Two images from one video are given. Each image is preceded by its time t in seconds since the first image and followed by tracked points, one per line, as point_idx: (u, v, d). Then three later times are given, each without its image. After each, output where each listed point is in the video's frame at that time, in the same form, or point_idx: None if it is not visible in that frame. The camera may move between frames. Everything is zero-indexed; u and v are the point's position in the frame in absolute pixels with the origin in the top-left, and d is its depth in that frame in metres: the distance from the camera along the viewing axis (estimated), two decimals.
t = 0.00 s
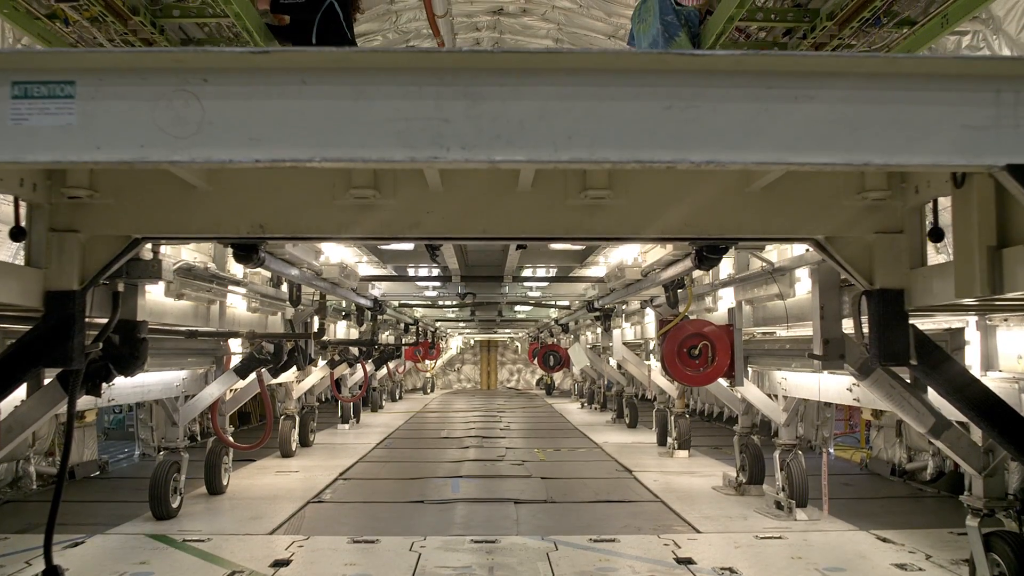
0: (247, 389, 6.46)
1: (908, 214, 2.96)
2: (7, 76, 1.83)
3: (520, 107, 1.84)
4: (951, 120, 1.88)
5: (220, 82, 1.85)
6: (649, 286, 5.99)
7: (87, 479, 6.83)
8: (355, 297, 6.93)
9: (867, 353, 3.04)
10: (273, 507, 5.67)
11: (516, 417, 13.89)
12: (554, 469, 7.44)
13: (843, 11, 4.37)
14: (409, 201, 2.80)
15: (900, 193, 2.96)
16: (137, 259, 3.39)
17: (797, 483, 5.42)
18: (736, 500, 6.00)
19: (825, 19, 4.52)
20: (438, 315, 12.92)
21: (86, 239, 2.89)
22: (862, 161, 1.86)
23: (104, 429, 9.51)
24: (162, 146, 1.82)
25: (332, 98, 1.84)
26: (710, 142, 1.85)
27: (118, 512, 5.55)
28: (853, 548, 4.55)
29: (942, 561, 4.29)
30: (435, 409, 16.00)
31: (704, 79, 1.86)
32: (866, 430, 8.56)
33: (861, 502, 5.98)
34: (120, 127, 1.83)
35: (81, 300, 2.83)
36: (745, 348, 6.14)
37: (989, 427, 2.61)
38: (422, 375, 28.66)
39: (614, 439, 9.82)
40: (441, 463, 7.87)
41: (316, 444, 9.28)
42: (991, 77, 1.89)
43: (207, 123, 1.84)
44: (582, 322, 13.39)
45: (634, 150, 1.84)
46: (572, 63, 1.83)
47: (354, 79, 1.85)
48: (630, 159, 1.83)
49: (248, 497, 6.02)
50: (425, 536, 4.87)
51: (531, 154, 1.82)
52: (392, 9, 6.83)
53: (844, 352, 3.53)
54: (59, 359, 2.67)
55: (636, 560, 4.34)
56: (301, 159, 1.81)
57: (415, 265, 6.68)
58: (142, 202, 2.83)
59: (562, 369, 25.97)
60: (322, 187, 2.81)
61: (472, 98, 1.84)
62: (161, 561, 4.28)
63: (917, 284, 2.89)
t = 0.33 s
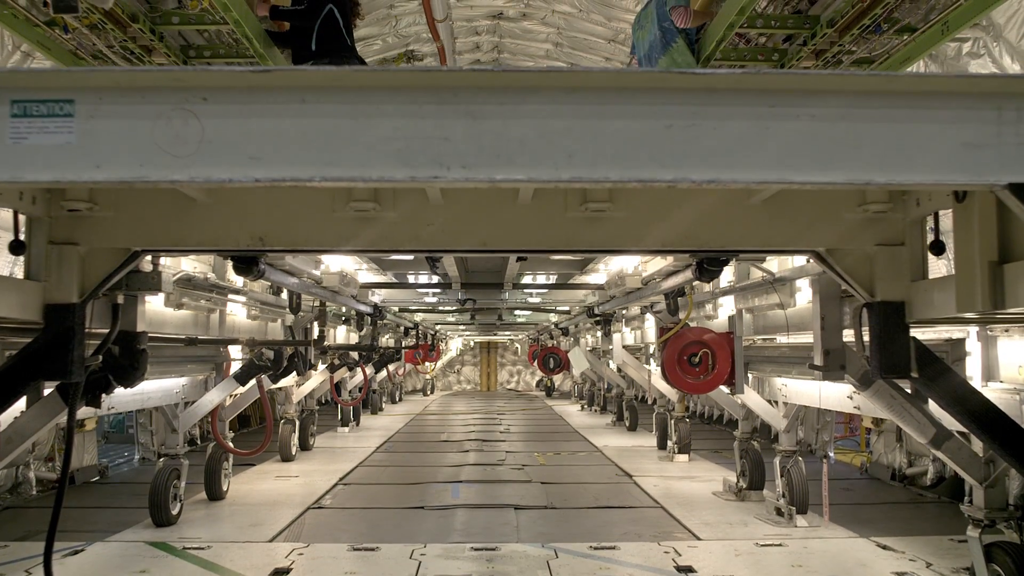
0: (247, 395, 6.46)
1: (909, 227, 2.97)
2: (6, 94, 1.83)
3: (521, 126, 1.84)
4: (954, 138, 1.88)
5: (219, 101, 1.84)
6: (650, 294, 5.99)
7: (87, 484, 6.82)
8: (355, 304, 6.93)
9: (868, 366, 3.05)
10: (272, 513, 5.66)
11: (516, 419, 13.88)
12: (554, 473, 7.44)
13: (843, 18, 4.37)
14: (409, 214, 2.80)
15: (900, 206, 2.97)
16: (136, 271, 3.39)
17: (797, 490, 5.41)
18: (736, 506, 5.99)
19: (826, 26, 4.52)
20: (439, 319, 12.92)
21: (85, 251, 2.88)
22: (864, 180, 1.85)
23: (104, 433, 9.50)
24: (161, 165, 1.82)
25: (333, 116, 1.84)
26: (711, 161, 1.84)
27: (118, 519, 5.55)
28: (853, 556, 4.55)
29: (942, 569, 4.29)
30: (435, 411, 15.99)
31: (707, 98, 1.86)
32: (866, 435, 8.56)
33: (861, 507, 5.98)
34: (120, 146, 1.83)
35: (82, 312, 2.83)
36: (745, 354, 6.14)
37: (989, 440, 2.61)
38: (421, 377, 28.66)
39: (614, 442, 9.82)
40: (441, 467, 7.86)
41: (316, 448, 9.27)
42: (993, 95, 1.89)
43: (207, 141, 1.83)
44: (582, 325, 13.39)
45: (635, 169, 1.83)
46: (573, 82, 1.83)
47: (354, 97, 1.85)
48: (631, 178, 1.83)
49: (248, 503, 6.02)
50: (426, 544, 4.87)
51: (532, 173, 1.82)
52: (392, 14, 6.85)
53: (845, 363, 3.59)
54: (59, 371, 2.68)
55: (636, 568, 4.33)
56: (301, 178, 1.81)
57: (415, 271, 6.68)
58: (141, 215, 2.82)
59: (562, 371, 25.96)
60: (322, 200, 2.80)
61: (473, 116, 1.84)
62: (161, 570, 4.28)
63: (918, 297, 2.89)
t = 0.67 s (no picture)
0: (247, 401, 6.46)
1: (910, 240, 2.97)
2: (5, 113, 1.83)
3: (520, 144, 1.83)
4: (955, 156, 1.88)
5: (218, 119, 1.84)
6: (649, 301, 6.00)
7: (86, 490, 6.81)
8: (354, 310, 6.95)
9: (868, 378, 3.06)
10: (272, 519, 5.65)
11: (516, 422, 13.88)
12: (554, 478, 7.44)
13: (844, 25, 4.37)
14: (409, 226, 2.79)
15: (901, 219, 2.97)
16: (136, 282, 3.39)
17: (797, 496, 5.41)
18: (736, 512, 6.00)
19: (826, 33, 4.51)
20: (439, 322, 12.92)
21: (84, 263, 2.88)
22: (865, 199, 1.85)
23: (104, 437, 9.49)
24: (161, 185, 1.82)
25: (332, 135, 1.83)
26: (712, 180, 1.84)
27: (117, 525, 5.54)
28: (853, 564, 4.55)
29: None
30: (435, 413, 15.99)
31: (707, 116, 1.85)
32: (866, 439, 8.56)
33: (860, 513, 5.98)
34: (118, 166, 1.82)
35: (81, 326, 2.84)
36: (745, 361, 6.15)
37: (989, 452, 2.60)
38: (421, 379, 28.66)
39: (614, 446, 9.81)
40: (441, 472, 7.86)
41: (316, 452, 9.27)
42: (995, 113, 1.88)
43: (206, 160, 1.83)
44: (582, 329, 13.40)
45: (635, 188, 1.83)
46: (573, 100, 1.82)
47: (353, 115, 1.84)
48: (631, 198, 1.82)
49: (248, 509, 6.02)
50: (425, 551, 4.86)
51: (533, 193, 1.82)
52: (392, 18, 6.85)
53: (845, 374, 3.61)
54: (59, 385, 2.69)
55: None
56: (300, 198, 1.80)
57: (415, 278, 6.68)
58: (140, 227, 2.81)
59: (561, 373, 25.94)
60: (322, 212, 2.80)
61: (473, 135, 1.83)
62: None
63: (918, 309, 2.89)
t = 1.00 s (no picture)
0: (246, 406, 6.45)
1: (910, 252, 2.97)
2: (4, 131, 1.83)
3: (519, 163, 1.83)
4: (955, 175, 1.87)
5: (216, 137, 1.83)
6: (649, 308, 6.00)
7: (85, 494, 6.80)
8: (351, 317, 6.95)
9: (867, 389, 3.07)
10: (271, 525, 5.65)
11: (515, 425, 13.87)
12: (553, 483, 7.44)
13: (843, 33, 4.37)
14: (407, 238, 2.79)
15: (901, 231, 2.97)
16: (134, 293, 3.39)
17: (796, 503, 5.41)
18: (735, 518, 5.99)
19: (825, 41, 4.53)
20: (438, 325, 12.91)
21: (83, 276, 2.89)
22: (864, 218, 1.84)
23: (103, 440, 9.48)
24: (158, 203, 1.81)
25: (331, 153, 1.83)
26: (711, 199, 1.84)
27: (116, 531, 5.53)
28: (852, 572, 4.54)
29: None
30: (434, 416, 15.98)
31: (707, 135, 1.85)
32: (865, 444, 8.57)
33: (859, 519, 5.99)
34: (116, 184, 1.82)
35: (79, 338, 2.84)
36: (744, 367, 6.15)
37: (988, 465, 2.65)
38: (421, 380, 28.64)
39: (613, 450, 9.81)
40: (440, 476, 7.85)
41: (315, 456, 9.26)
42: (995, 131, 1.88)
43: (204, 178, 1.82)
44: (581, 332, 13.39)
45: (636, 207, 1.83)
46: (573, 119, 1.82)
47: (351, 133, 1.84)
48: (631, 217, 1.82)
49: (247, 514, 6.01)
50: (424, 558, 4.85)
51: (532, 212, 1.81)
52: (392, 23, 6.87)
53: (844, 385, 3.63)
54: (57, 397, 2.70)
55: None
56: (298, 217, 1.80)
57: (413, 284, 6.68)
58: (138, 239, 2.81)
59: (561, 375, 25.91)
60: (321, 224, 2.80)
61: (472, 153, 1.83)
62: None
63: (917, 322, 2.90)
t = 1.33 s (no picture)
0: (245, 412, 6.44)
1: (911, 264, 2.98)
2: (4, 149, 1.83)
3: (519, 181, 1.83)
4: (955, 192, 1.87)
5: (216, 155, 1.83)
6: (650, 315, 6.00)
7: (84, 499, 6.78)
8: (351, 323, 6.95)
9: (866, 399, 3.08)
10: (271, 531, 5.66)
11: (515, 427, 13.86)
12: (553, 487, 7.43)
13: (844, 40, 4.38)
14: (408, 250, 2.80)
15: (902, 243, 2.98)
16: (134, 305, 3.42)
17: (796, 509, 5.41)
18: (735, 523, 5.99)
19: (826, 48, 4.51)
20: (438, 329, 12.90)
21: (83, 288, 2.90)
22: (866, 236, 1.84)
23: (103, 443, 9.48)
24: (158, 221, 1.81)
25: (332, 171, 1.83)
26: (711, 218, 1.84)
27: (115, 537, 5.53)
28: None
29: None
30: (434, 418, 15.97)
31: (708, 152, 1.85)
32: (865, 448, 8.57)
33: (860, 525, 5.99)
34: (118, 202, 1.82)
35: (79, 350, 2.84)
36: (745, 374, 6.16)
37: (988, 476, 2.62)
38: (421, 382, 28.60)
39: (613, 453, 9.80)
40: (440, 480, 7.85)
41: (315, 459, 9.26)
42: (996, 149, 1.87)
43: (204, 196, 1.82)
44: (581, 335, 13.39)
45: (638, 225, 1.83)
46: (572, 136, 1.82)
47: (351, 151, 1.84)
48: (631, 235, 1.82)
49: (247, 520, 6.01)
50: (424, 565, 4.85)
51: (533, 230, 1.81)
52: (392, 27, 6.86)
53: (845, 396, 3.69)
54: (58, 408, 2.70)
55: None
56: (299, 235, 1.79)
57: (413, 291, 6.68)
58: (137, 252, 2.81)
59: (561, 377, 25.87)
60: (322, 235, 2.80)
61: (472, 171, 1.83)
62: None
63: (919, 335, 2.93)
